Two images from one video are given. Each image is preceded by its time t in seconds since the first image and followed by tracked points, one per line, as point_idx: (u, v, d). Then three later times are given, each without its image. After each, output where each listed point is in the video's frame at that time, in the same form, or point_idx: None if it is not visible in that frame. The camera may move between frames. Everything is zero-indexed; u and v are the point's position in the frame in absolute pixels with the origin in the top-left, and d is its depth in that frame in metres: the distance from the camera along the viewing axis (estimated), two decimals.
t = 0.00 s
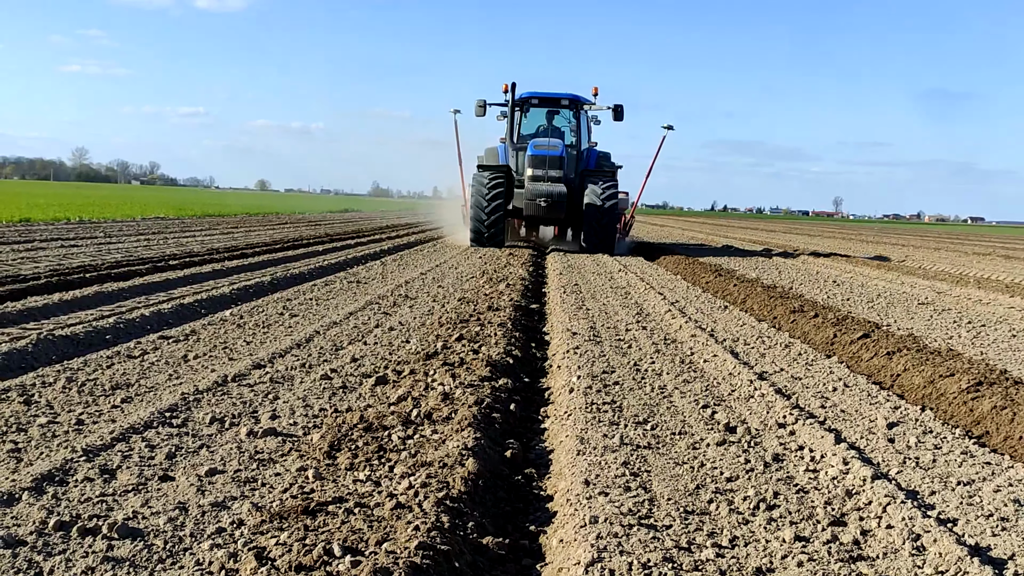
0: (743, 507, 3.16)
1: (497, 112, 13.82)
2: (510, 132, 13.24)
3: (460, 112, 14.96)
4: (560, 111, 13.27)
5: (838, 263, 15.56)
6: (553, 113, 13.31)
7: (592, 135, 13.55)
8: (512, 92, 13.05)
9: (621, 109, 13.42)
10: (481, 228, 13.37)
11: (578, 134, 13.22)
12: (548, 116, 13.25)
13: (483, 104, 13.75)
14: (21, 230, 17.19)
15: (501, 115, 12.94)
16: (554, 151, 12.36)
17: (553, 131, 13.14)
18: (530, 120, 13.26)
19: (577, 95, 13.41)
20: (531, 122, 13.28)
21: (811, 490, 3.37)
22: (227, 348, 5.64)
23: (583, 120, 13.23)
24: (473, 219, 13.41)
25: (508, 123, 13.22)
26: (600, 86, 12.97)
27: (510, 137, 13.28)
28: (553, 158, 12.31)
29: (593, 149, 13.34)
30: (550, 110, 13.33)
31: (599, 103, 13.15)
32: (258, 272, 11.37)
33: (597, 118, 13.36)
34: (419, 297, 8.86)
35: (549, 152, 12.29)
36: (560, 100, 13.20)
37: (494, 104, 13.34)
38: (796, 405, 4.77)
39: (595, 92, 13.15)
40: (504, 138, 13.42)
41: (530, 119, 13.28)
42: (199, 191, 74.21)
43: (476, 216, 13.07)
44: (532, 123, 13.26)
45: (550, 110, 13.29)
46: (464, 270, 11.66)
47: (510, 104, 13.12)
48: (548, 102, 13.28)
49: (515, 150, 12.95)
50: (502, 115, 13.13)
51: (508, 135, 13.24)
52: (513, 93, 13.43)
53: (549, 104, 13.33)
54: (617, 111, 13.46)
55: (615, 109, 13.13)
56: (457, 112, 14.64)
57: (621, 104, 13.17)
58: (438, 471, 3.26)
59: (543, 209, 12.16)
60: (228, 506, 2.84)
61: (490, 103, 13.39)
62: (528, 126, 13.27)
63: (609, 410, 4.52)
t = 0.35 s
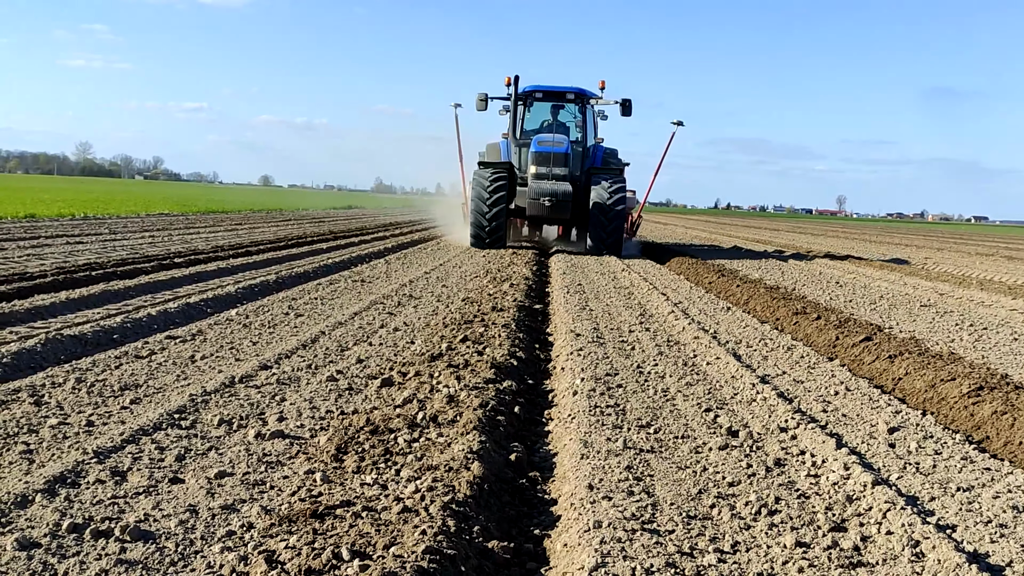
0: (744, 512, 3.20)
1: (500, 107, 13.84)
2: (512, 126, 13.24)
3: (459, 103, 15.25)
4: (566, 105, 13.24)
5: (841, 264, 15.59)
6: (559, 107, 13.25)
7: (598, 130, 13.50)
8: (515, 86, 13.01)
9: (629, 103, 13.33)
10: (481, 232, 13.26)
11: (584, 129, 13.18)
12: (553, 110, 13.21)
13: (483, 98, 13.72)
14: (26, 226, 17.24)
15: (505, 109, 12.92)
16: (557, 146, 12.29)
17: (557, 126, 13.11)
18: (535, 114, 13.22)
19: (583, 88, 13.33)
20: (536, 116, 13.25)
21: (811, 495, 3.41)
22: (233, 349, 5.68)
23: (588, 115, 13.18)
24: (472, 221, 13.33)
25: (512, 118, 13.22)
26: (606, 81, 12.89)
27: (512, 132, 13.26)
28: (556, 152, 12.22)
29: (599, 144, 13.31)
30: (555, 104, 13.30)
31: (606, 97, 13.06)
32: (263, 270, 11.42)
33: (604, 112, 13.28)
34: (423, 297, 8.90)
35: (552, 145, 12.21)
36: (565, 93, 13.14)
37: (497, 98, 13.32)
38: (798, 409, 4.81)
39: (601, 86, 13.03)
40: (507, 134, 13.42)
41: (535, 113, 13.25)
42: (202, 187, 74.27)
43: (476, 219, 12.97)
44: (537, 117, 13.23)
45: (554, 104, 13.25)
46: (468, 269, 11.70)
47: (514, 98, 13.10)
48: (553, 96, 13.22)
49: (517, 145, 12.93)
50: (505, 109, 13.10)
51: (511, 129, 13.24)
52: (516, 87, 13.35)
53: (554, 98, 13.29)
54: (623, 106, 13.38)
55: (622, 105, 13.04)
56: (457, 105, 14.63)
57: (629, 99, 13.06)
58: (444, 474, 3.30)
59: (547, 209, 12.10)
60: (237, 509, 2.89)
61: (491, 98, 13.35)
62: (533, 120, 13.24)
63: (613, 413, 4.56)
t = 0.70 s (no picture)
0: (743, 518, 3.26)
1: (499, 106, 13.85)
2: (511, 126, 13.23)
3: (456, 103, 14.32)
4: (566, 104, 13.24)
5: (838, 269, 15.66)
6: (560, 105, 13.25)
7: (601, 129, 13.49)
8: (514, 84, 13.01)
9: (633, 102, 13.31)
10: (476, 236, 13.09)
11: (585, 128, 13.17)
12: (554, 108, 13.21)
13: (480, 95, 13.76)
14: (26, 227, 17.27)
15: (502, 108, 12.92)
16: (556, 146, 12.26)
17: (558, 124, 13.12)
18: (534, 113, 13.23)
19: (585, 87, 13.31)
20: (537, 113, 13.24)
21: (808, 502, 3.47)
22: (237, 353, 5.73)
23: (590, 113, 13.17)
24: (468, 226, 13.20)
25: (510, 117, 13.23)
26: (608, 79, 12.88)
27: (512, 130, 13.21)
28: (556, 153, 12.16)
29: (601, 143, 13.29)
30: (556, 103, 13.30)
31: (607, 95, 13.05)
32: (264, 273, 11.47)
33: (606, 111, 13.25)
34: (423, 301, 8.95)
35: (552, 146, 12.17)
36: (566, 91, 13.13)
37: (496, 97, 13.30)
38: (795, 415, 4.87)
39: (603, 84, 13.00)
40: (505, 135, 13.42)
41: (536, 111, 13.24)
42: (201, 187, 74.34)
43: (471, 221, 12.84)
44: (538, 114, 13.23)
45: (555, 103, 13.25)
46: (467, 273, 11.75)
47: (512, 98, 13.11)
48: (554, 94, 13.21)
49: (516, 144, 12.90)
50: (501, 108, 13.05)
51: (509, 129, 13.24)
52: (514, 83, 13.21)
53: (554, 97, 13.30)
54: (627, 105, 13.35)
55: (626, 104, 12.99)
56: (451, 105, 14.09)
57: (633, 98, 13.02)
58: (448, 481, 3.36)
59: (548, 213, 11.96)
60: (246, 514, 2.94)
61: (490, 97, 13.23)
62: (533, 118, 13.23)
63: (613, 419, 4.62)
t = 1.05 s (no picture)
0: (742, 523, 3.34)
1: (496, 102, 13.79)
2: (508, 124, 13.19)
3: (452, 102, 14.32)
4: (566, 102, 13.22)
5: (835, 271, 15.75)
6: (559, 103, 13.22)
7: (602, 127, 13.45)
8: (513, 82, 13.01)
9: (634, 101, 13.28)
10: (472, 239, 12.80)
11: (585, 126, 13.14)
12: (554, 106, 13.19)
13: (476, 92, 13.75)
14: (25, 228, 17.29)
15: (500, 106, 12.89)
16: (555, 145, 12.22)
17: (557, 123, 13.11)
18: (533, 111, 13.20)
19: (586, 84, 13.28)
20: (537, 111, 13.24)
21: (805, 507, 3.55)
22: (242, 358, 5.80)
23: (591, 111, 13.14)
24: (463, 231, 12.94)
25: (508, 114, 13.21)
26: (609, 77, 12.84)
27: (512, 128, 13.23)
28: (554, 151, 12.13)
29: (601, 142, 13.25)
30: (556, 100, 13.27)
31: (608, 93, 13.01)
32: (264, 275, 11.53)
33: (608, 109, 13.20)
34: (424, 305, 9.02)
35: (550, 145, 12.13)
36: (566, 89, 13.10)
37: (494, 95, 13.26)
38: (793, 421, 4.95)
39: (603, 82, 12.89)
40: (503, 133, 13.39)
41: (535, 109, 13.24)
42: (198, 186, 74.35)
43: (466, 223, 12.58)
44: (538, 112, 13.23)
45: (554, 101, 13.23)
46: (467, 276, 11.82)
47: (511, 95, 13.08)
48: (555, 92, 13.19)
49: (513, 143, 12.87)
50: (499, 105, 12.97)
51: (507, 127, 13.20)
52: (514, 82, 13.25)
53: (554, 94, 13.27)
54: (630, 103, 13.29)
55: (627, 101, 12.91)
56: (446, 101, 14.11)
57: (635, 95, 12.97)
58: (454, 486, 3.44)
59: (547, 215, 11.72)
60: (258, 519, 3.02)
61: (488, 93, 13.13)
62: (533, 117, 13.24)
63: (613, 424, 4.70)
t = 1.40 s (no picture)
0: (743, 527, 3.44)
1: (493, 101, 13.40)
2: (508, 123, 12.76)
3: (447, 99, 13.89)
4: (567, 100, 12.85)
5: (834, 274, 15.85)
6: (561, 100, 12.83)
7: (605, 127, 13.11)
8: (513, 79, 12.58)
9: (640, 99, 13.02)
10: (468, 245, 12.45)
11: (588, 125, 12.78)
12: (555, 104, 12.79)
13: (472, 88, 13.27)
14: (28, 230, 17.36)
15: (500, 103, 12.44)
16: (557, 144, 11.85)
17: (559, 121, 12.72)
18: (533, 109, 12.78)
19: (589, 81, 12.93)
20: (538, 108, 12.83)
21: (805, 511, 3.65)
22: (251, 363, 5.90)
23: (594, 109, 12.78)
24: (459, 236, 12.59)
25: (508, 113, 12.77)
26: (613, 74, 12.56)
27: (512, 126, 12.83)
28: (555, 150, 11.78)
29: (605, 142, 12.91)
30: (557, 98, 12.88)
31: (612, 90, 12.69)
32: (268, 279, 11.62)
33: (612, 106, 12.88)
34: (427, 308, 9.12)
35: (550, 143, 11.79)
36: (568, 86, 12.73)
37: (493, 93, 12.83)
38: (793, 426, 5.04)
39: (606, 78, 12.51)
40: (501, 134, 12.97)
41: (536, 106, 12.83)
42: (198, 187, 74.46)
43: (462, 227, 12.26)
44: (539, 110, 12.83)
45: (556, 98, 12.84)
46: (469, 279, 11.90)
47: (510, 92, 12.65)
48: (556, 88, 12.79)
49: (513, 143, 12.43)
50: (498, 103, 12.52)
51: (506, 126, 12.78)
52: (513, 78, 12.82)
53: (555, 92, 12.89)
54: (634, 101, 13.04)
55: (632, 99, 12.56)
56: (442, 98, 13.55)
57: (641, 92, 12.67)
58: (463, 491, 3.54)
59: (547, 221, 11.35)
60: (275, 523, 3.12)
61: (486, 90, 12.65)
62: (533, 115, 12.83)
63: (616, 429, 4.79)
